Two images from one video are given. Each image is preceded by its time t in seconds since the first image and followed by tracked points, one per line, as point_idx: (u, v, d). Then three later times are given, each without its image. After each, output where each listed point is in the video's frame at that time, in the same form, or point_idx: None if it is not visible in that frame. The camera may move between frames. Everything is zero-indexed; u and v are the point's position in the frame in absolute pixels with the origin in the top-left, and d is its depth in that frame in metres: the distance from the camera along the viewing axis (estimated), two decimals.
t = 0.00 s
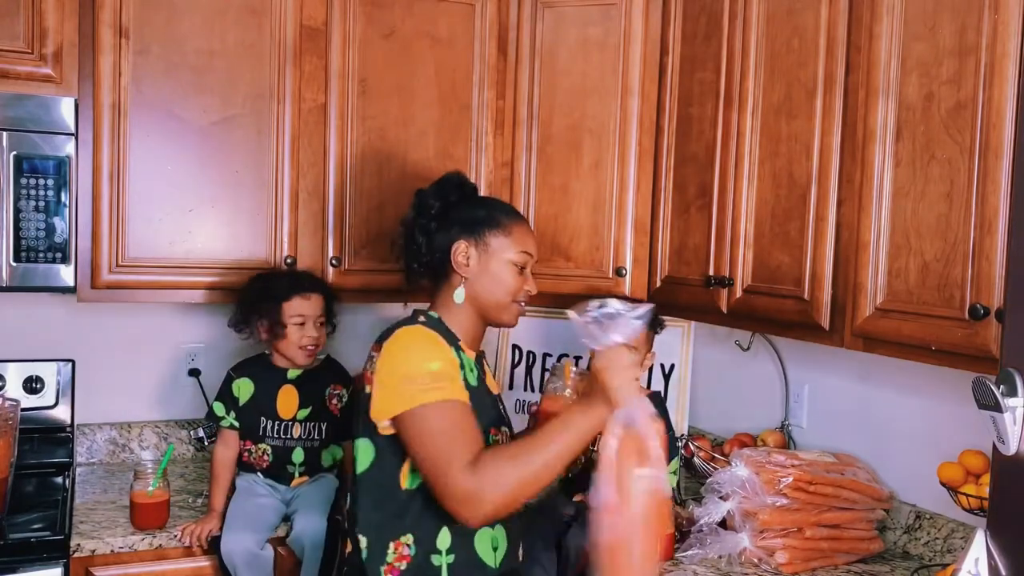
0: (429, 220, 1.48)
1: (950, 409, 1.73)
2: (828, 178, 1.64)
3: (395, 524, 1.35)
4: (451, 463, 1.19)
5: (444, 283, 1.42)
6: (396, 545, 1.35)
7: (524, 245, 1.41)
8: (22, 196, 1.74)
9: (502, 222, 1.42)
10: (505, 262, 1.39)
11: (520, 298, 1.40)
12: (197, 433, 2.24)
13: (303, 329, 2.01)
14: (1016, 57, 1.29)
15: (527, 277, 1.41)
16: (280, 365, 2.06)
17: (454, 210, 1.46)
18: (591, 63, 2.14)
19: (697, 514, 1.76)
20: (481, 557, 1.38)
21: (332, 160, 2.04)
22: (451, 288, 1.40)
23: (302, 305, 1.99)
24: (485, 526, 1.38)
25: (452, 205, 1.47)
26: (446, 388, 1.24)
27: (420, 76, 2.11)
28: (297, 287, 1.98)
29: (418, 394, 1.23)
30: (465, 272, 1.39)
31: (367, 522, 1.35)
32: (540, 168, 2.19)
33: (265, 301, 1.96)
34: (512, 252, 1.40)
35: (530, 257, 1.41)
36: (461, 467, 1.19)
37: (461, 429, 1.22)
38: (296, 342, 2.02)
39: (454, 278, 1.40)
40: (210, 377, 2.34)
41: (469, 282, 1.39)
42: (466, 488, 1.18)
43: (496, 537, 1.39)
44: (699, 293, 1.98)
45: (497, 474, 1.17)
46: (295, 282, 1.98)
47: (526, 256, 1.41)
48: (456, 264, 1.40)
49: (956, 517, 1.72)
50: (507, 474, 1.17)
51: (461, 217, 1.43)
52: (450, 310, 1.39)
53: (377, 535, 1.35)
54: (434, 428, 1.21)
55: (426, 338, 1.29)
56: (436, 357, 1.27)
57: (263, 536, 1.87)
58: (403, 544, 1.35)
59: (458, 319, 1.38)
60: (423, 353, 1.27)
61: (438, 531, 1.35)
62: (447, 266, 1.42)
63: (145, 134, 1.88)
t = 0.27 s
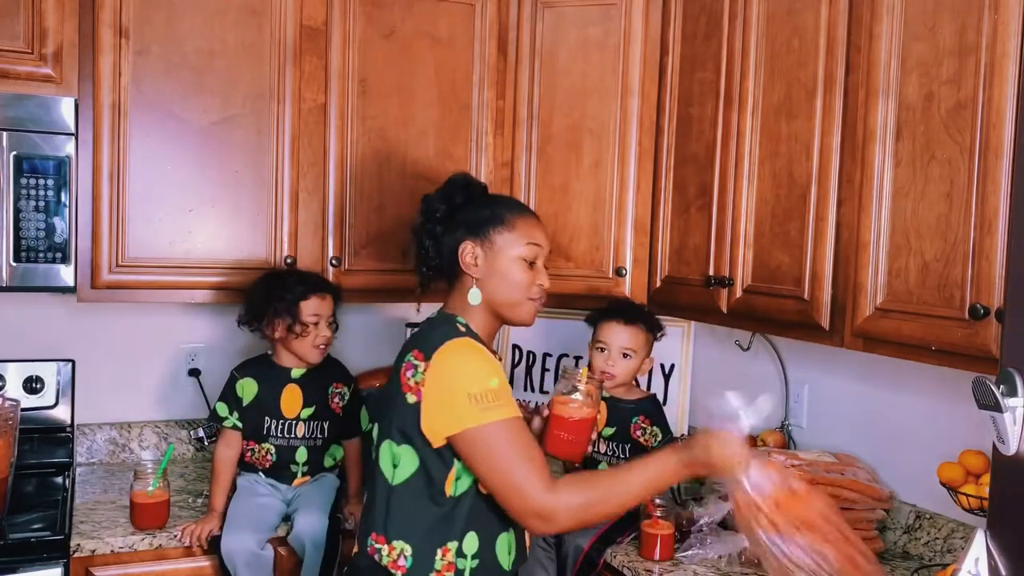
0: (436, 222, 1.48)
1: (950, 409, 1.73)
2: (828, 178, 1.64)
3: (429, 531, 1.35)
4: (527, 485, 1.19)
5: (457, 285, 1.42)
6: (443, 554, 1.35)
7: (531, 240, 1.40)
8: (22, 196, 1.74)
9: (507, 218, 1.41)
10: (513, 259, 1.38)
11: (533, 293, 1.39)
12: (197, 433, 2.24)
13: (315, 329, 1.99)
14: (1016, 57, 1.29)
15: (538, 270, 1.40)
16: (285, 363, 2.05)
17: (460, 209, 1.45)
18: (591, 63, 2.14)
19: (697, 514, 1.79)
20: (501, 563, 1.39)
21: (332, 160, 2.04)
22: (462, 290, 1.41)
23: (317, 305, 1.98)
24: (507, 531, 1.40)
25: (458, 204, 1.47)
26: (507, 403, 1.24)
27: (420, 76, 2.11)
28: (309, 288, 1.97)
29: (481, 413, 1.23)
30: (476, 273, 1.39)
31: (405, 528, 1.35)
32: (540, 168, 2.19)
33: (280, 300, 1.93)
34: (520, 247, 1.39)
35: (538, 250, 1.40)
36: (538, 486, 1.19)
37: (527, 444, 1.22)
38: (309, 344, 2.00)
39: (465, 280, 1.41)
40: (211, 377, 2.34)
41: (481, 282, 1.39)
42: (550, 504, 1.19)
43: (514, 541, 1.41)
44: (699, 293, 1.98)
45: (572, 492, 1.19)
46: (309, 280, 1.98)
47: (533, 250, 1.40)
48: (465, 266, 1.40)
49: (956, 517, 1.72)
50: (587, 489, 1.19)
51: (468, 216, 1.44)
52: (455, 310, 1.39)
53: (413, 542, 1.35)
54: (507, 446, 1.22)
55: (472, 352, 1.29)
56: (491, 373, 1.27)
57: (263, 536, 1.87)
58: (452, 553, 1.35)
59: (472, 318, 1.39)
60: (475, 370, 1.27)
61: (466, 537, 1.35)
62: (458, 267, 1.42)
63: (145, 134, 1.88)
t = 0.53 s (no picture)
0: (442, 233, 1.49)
1: (950, 409, 1.73)
2: (828, 178, 1.64)
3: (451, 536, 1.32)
4: (514, 506, 1.21)
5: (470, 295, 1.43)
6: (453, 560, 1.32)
7: (524, 234, 1.37)
8: (22, 196, 1.74)
9: (499, 219, 1.40)
10: (506, 257, 1.36)
11: (533, 289, 1.35)
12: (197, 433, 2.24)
13: (319, 329, 1.99)
14: (1016, 57, 1.29)
15: (537, 264, 1.36)
16: (285, 363, 2.05)
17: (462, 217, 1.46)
18: (591, 63, 2.14)
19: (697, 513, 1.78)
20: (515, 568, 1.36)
21: (332, 160, 2.04)
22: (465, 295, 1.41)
23: (321, 306, 1.97)
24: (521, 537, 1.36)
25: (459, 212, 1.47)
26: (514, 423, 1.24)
27: (420, 76, 2.11)
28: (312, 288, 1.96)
29: (490, 429, 1.22)
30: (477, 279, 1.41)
31: (424, 535, 1.32)
32: (540, 168, 2.19)
33: (283, 300, 1.93)
34: (514, 243, 1.37)
35: (534, 243, 1.37)
36: (531, 513, 1.21)
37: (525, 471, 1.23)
38: (312, 345, 2.00)
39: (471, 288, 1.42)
40: (211, 377, 2.34)
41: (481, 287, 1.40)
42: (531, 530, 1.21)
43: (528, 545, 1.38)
44: (699, 293, 1.97)
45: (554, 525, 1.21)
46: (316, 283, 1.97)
47: (527, 245, 1.37)
48: (468, 275, 1.42)
49: (956, 517, 1.72)
50: (574, 531, 1.22)
51: (467, 224, 1.44)
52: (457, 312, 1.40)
53: (432, 549, 1.32)
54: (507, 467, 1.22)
55: (492, 363, 1.27)
56: (505, 387, 1.25)
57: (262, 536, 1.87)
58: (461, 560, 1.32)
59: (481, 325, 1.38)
60: (491, 382, 1.25)
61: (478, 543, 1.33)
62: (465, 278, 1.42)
63: (145, 134, 1.88)
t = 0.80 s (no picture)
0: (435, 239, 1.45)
1: (951, 408, 1.73)
2: (828, 177, 1.64)
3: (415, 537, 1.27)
4: (433, 501, 1.05)
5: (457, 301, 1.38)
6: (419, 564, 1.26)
7: (492, 230, 1.30)
8: (22, 196, 1.74)
9: (469, 216, 1.33)
10: (475, 256, 1.30)
11: (503, 289, 1.28)
12: (197, 433, 2.24)
13: (323, 331, 2.02)
14: (1016, 57, 1.29)
15: (508, 259, 1.29)
16: (284, 363, 2.06)
17: (443, 221, 1.40)
18: (591, 63, 2.14)
19: (698, 514, 1.75)
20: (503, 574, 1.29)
21: (332, 160, 2.04)
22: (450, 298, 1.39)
23: (324, 308, 2.00)
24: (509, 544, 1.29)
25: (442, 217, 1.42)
26: (453, 413, 1.10)
27: (420, 76, 2.11)
28: (317, 288, 1.98)
29: (422, 417, 1.08)
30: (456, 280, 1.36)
31: (386, 532, 1.27)
32: (540, 168, 2.19)
33: (288, 300, 1.95)
34: (481, 241, 1.30)
35: (500, 238, 1.30)
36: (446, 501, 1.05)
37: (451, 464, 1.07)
38: (315, 347, 2.03)
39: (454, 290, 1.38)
40: (210, 377, 2.34)
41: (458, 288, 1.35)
42: (456, 534, 1.04)
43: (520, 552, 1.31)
44: (700, 293, 1.97)
45: (479, 517, 1.04)
46: (322, 283, 2.00)
47: (496, 242, 1.29)
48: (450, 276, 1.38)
49: (956, 517, 1.72)
50: (488, 519, 1.04)
51: (445, 228, 1.38)
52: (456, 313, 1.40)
53: (397, 549, 1.27)
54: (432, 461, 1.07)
55: (441, 360, 1.17)
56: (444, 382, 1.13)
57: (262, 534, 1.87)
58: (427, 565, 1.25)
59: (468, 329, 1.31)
60: (432, 372, 1.13)
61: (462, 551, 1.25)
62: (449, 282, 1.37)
63: (145, 135, 1.88)
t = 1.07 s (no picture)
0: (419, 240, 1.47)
1: (950, 408, 1.73)
2: (828, 177, 1.64)
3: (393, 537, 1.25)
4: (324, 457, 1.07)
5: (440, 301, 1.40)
6: (395, 562, 1.24)
7: (468, 228, 1.33)
8: (22, 196, 1.74)
9: (446, 215, 1.36)
10: (451, 253, 1.33)
11: (479, 285, 1.30)
12: (197, 433, 2.24)
13: (324, 332, 2.05)
14: (1016, 57, 1.29)
15: (483, 258, 1.32)
16: (285, 363, 2.09)
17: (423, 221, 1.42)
18: (590, 63, 2.14)
19: (697, 514, 1.75)
20: None
21: (332, 160, 2.04)
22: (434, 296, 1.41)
23: (325, 309, 2.03)
24: (494, 545, 1.27)
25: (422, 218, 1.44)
26: (370, 404, 1.10)
27: (420, 76, 2.11)
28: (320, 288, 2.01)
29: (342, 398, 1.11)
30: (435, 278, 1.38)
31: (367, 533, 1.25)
32: (540, 168, 2.19)
33: (290, 301, 1.97)
34: (457, 240, 1.33)
35: (474, 237, 1.32)
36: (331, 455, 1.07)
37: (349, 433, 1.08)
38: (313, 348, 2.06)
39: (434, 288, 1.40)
40: (210, 377, 2.34)
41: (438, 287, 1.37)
42: (316, 487, 1.05)
43: (508, 554, 1.28)
44: (700, 293, 1.97)
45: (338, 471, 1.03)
46: (326, 284, 2.02)
47: (472, 240, 1.32)
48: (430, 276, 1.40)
49: (956, 517, 1.72)
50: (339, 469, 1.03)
51: (425, 228, 1.40)
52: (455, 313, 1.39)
53: (376, 549, 1.25)
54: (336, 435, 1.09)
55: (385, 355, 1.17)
56: (367, 369, 1.14)
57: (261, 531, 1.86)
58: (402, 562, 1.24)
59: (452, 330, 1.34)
60: (373, 364, 1.15)
61: (439, 552, 1.23)
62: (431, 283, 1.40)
63: (145, 135, 1.88)
